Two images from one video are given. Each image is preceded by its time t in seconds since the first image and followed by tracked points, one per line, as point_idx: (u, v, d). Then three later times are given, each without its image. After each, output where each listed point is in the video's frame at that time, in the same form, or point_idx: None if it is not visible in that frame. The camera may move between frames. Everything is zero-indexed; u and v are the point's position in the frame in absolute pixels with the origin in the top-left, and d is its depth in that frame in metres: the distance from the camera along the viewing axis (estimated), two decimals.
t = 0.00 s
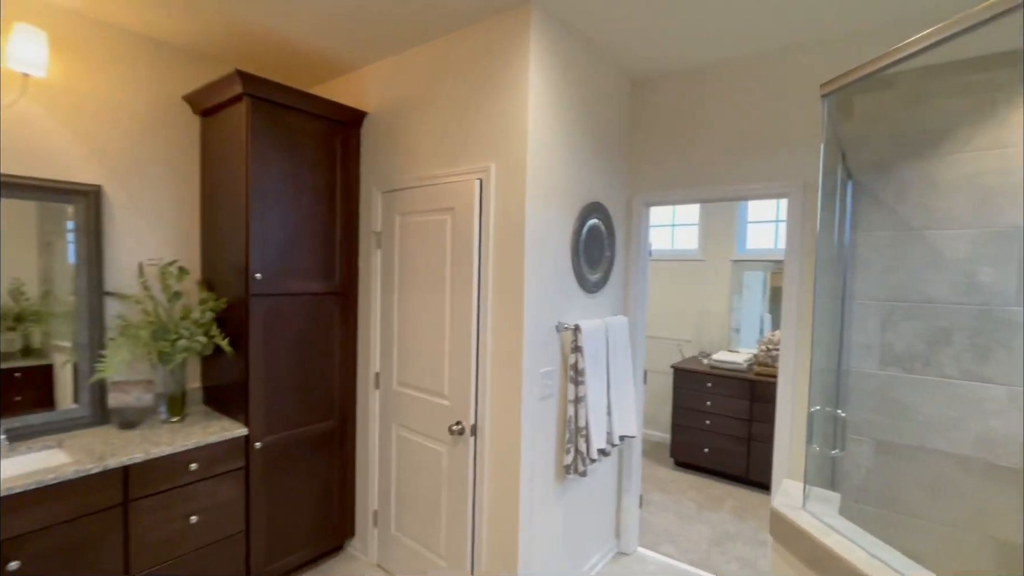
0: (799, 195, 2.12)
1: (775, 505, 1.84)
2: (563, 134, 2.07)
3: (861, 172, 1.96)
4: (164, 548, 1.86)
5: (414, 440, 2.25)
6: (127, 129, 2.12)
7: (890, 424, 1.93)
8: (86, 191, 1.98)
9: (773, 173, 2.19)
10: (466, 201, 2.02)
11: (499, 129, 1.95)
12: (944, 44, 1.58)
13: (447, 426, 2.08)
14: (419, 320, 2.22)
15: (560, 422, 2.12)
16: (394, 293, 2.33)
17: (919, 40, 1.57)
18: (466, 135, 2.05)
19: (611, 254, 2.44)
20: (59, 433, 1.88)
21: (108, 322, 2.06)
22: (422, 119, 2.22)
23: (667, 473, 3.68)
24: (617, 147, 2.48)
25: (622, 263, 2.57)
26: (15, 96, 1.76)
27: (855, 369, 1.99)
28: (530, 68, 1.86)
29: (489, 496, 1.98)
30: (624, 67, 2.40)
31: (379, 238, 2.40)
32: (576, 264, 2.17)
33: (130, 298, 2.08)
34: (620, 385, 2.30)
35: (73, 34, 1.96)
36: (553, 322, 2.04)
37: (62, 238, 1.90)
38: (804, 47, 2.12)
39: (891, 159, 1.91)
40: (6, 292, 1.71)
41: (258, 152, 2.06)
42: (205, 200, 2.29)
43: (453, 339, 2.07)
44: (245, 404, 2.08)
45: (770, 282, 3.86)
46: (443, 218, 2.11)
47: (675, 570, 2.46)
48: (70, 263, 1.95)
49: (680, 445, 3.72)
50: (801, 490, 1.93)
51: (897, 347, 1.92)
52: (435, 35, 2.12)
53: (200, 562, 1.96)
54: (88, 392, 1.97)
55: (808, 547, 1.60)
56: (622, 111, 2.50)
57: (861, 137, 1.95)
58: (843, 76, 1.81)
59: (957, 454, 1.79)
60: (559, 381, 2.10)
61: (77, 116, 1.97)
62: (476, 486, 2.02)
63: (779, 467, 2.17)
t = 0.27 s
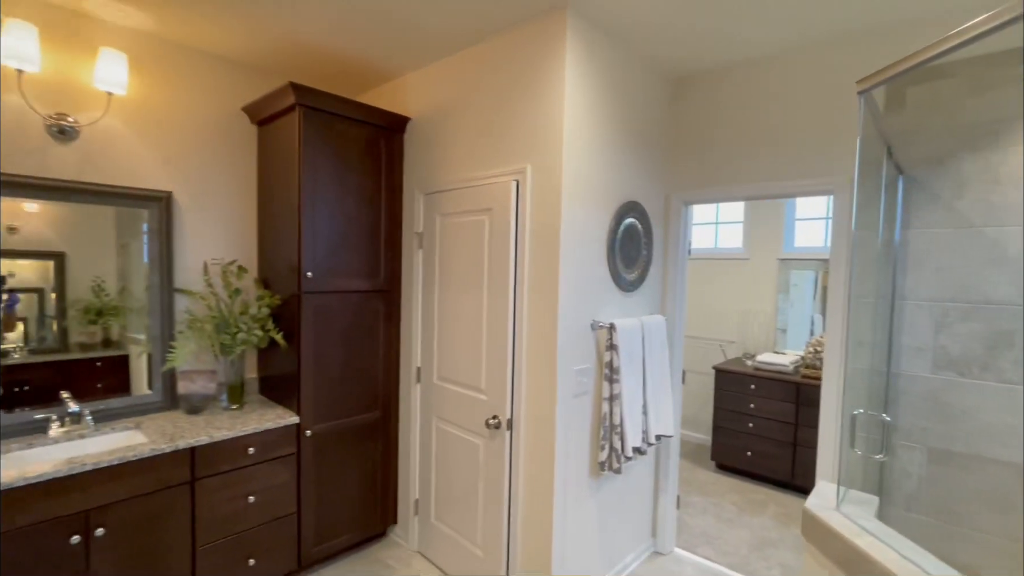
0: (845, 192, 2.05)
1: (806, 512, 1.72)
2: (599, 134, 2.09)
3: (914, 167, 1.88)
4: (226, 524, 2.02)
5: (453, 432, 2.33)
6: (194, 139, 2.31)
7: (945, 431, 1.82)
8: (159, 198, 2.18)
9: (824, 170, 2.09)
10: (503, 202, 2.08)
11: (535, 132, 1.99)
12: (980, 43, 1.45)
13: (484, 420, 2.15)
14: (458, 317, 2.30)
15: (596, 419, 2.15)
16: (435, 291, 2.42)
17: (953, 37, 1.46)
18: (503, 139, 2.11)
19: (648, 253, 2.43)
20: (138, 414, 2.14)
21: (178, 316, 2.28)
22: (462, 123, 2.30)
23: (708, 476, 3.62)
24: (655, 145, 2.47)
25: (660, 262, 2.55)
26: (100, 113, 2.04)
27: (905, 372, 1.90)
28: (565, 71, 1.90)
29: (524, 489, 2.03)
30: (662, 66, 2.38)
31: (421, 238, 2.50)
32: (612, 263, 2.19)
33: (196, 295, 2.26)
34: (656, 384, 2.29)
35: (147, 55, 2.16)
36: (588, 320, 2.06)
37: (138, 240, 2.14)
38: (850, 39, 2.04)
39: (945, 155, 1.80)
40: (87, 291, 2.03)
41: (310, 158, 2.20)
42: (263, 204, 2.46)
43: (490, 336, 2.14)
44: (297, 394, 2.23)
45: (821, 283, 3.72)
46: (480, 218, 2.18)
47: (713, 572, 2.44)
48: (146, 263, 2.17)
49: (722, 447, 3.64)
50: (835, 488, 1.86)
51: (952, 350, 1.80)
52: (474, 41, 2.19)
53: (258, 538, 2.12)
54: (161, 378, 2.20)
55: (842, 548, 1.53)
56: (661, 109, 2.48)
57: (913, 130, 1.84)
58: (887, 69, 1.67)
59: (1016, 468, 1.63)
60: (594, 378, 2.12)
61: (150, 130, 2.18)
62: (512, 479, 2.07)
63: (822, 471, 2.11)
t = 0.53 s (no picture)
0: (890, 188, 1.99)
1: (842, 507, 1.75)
2: (633, 134, 2.10)
3: (966, 159, 1.74)
4: (275, 507, 2.15)
5: (488, 426, 2.39)
6: (246, 147, 2.45)
7: (1001, 438, 1.65)
8: (215, 202, 2.33)
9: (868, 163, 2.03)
10: (538, 202, 2.12)
11: (569, 133, 2.03)
12: None
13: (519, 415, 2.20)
14: (493, 314, 2.36)
15: (629, 417, 2.16)
16: (471, 289, 2.49)
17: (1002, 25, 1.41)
18: (537, 140, 2.16)
19: (684, 252, 2.42)
20: (197, 404, 2.30)
21: (232, 312, 2.43)
22: (497, 124, 2.35)
23: (745, 478, 3.56)
24: (691, 143, 2.45)
25: (696, 261, 2.52)
26: (165, 124, 2.21)
27: (957, 374, 1.76)
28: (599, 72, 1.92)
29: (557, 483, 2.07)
30: (697, 63, 2.36)
31: (457, 237, 2.57)
32: (646, 261, 2.19)
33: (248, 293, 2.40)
34: (691, 383, 2.29)
35: (205, 69, 2.32)
36: (622, 318, 2.08)
37: (193, 240, 2.30)
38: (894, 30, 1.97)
39: (1000, 144, 1.64)
40: (148, 288, 2.20)
41: (353, 162, 2.30)
42: (309, 206, 2.59)
43: (524, 333, 2.19)
44: (341, 387, 2.34)
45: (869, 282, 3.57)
46: (515, 218, 2.23)
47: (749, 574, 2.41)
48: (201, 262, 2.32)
49: (760, 449, 3.56)
50: (871, 488, 1.86)
51: (1008, 352, 1.64)
52: (510, 45, 2.25)
53: (304, 522, 2.24)
54: (217, 370, 2.36)
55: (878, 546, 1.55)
56: (697, 106, 2.46)
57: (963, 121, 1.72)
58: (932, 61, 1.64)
59: None
60: (628, 376, 2.14)
61: (207, 139, 2.34)
62: (546, 473, 2.12)
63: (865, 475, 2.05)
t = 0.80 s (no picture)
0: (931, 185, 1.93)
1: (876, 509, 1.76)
2: (664, 131, 2.11)
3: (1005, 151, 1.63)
4: (317, 493, 2.27)
5: (519, 420, 2.45)
6: (289, 150, 2.57)
7: None
8: (260, 203, 2.46)
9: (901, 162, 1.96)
10: (569, 201, 2.15)
11: (601, 133, 2.05)
12: None
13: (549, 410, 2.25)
14: (524, 311, 2.41)
15: (659, 414, 2.18)
16: (502, 287, 2.54)
17: None
18: (568, 140, 2.19)
19: (716, 250, 2.41)
20: (244, 393, 2.44)
21: (276, 307, 2.56)
22: (528, 125, 2.39)
23: (779, 479, 3.50)
24: (725, 140, 2.42)
25: (728, 259, 2.50)
26: (216, 129, 2.35)
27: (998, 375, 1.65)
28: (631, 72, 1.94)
29: (587, 478, 2.11)
30: (731, 59, 2.34)
31: (489, 236, 2.63)
32: (677, 259, 2.19)
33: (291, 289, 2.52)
34: (722, 382, 2.28)
35: (252, 77, 2.44)
36: (652, 316, 2.09)
37: (236, 239, 2.43)
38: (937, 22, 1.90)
39: None
40: (195, 285, 2.35)
41: (389, 164, 2.39)
42: (348, 206, 2.70)
43: (555, 329, 2.23)
44: (377, 380, 2.44)
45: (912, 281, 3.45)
46: (546, 217, 2.28)
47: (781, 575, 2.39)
48: (244, 260, 2.45)
49: (795, 450, 3.50)
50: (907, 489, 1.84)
51: None
52: (542, 47, 2.28)
53: (344, 508, 2.35)
54: (262, 363, 2.49)
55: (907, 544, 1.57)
56: (730, 103, 2.43)
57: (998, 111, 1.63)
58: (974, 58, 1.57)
59: None
60: (658, 373, 2.15)
61: (254, 143, 2.46)
62: (576, 467, 2.16)
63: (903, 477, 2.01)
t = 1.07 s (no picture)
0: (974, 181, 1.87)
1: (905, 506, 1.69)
2: (694, 129, 2.10)
3: None
4: (352, 481, 2.36)
5: (546, 415, 2.49)
6: (325, 151, 2.67)
7: None
8: (299, 202, 2.56)
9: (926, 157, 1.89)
10: (597, 199, 2.18)
11: (630, 131, 2.06)
12: None
13: (576, 406, 2.28)
14: (552, 308, 2.44)
15: (687, 411, 2.18)
16: (530, 284, 2.58)
17: None
18: (597, 138, 2.21)
19: (747, 248, 2.38)
20: (283, 384, 2.55)
21: (313, 302, 2.66)
22: (557, 125, 2.42)
23: (811, 481, 3.44)
24: (756, 136, 2.39)
25: (759, 256, 2.47)
26: (258, 133, 2.46)
27: None
28: (661, 69, 1.95)
29: (615, 472, 2.13)
30: (763, 55, 2.31)
31: (518, 234, 2.67)
32: (706, 256, 2.19)
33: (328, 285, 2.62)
34: (752, 381, 2.26)
35: (291, 82, 2.54)
36: (680, 314, 2.10)
37: (272, 236, 2.52)
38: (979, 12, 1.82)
39: None
40: (234, 280, 2.45)
41: (421, 163, 2.46)
42: (381, 205, 2.78)
43: (583, 326, 2.26)
44: (409, 373, 2.52)
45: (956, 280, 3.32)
46: (574, 215, 2.30)
47: None
48: (280, 256, 2.55)
49: (828, 453, 3.43)
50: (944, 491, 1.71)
51: None
52: (572, 47, 2.31)
53: (376, 496, 2.44)
54: (300, 355, 2.60)
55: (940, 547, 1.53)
56: (762, 99, 2.40)
57: None
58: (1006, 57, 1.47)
59: None
60: (686, 371, 2.16)
61: (292, 145, 2.56)
62: (604, 462, 2.18)
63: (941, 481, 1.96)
